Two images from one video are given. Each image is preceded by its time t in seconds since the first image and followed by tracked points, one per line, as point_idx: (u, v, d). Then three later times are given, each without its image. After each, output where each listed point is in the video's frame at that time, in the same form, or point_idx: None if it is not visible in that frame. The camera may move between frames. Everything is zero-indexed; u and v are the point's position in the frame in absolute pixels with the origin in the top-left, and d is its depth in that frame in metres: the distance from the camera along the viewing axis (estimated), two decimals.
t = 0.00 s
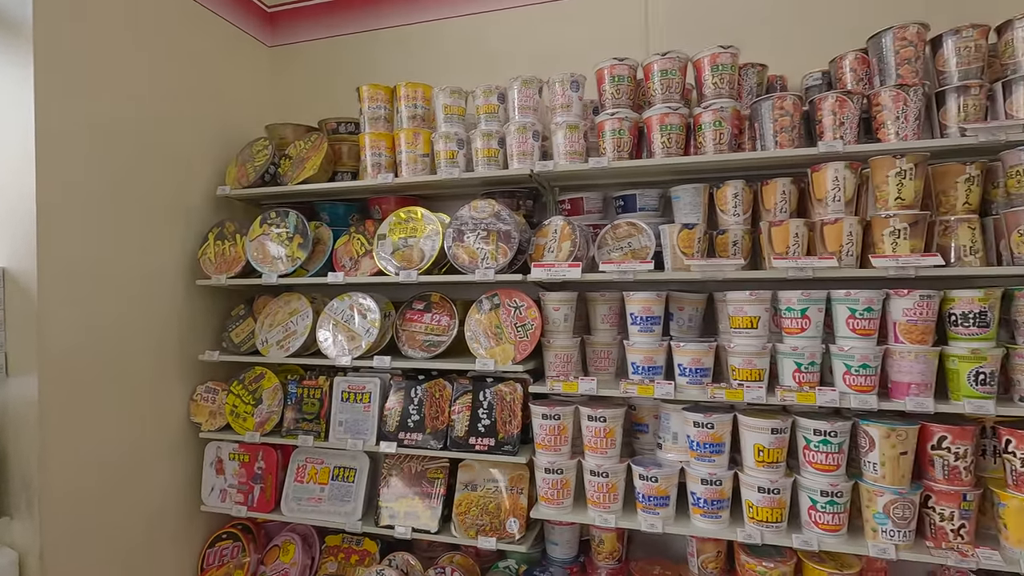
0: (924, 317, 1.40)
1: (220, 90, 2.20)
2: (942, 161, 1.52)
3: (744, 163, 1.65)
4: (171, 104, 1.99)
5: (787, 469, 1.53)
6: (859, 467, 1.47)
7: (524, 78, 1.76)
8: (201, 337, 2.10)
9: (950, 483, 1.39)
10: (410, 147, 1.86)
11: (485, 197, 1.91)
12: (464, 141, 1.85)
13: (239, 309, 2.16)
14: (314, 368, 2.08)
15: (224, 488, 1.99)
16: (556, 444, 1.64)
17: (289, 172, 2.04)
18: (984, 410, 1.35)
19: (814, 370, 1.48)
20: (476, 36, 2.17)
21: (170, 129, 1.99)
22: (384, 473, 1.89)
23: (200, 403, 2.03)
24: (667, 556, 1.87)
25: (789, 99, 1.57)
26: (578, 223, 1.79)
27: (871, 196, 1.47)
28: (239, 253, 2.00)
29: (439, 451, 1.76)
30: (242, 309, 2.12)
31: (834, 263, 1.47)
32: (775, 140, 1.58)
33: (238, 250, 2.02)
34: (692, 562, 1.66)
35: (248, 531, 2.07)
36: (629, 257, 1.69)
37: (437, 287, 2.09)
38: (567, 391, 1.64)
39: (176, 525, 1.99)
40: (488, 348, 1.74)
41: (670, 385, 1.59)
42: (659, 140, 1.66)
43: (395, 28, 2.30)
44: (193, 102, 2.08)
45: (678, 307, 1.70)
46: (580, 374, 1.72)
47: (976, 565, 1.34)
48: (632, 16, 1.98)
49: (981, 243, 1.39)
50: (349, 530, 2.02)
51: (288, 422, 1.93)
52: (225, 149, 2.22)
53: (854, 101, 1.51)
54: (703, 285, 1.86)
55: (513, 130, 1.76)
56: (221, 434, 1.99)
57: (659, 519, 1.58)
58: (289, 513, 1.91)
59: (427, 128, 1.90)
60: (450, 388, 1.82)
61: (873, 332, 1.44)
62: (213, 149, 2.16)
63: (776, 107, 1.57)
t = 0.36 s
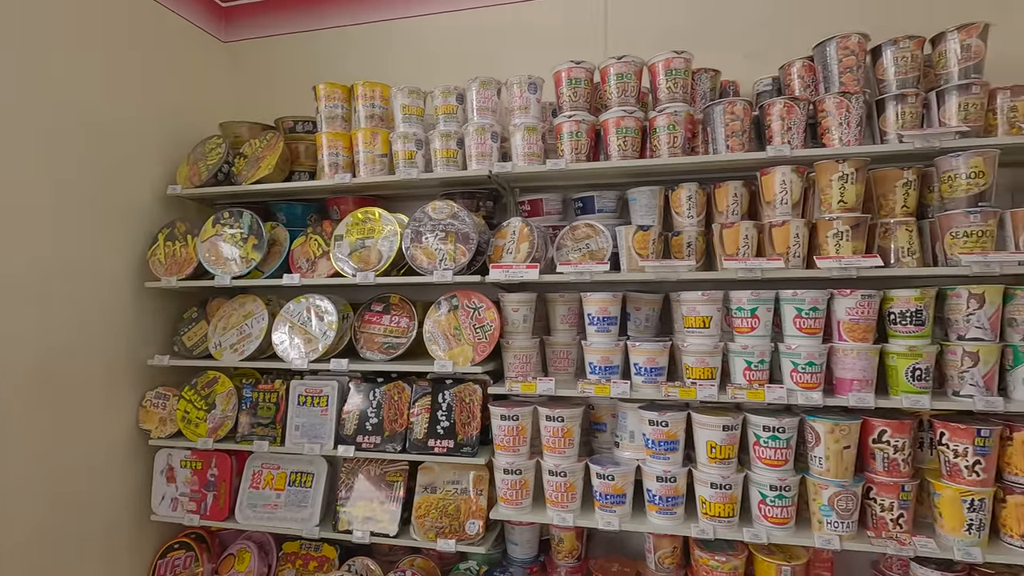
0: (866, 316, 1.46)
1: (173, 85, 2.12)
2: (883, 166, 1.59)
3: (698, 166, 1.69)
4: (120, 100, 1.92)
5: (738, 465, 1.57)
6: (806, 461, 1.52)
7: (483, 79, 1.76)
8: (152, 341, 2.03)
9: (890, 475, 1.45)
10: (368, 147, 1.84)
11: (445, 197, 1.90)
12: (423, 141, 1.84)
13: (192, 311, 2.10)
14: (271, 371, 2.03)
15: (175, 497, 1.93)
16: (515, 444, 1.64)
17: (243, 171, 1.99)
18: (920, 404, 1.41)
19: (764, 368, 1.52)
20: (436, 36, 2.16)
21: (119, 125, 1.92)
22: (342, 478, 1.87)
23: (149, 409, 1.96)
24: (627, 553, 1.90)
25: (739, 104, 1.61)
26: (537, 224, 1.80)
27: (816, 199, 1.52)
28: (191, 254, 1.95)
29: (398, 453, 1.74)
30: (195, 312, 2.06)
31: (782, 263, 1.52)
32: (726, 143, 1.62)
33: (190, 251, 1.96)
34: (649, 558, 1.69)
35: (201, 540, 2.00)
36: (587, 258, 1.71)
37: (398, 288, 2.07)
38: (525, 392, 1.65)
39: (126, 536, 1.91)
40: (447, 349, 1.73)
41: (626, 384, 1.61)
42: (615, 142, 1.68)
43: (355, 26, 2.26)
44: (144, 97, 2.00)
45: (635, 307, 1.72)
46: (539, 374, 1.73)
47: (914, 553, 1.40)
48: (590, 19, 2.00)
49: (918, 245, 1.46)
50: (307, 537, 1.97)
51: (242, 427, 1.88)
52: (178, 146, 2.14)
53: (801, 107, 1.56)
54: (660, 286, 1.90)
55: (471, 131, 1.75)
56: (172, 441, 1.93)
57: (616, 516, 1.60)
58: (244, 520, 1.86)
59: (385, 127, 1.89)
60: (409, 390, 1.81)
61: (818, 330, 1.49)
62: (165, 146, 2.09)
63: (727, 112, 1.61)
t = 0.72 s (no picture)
0: (812, 315, 1.50)
1: (124, 80, 2.05)
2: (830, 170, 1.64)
3: (654, 168, 1.72)
4: (66, 94, 1.85)
5: (693, 461, 1.60)
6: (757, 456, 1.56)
7: (442, 80, 1.76)
8: (101, 345, 1.96)
9: (836, 468, 1.50)
10: (325, 146, 1.81)
11: (405, 198, 1.89)
12: (382, 141, 1.82)
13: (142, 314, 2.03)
14: (226, 376, 1.98)
15: (124, 506, 1.86)
16: (475, 445, 1.64)
17: (196, 169, 1.94)
18: (863, 399, 1.47)
19: (717, 367, 1.56)
20: (397, 35, 2.14)
21: (64, 121, 1.84)
22: (299, 483, 1.83)
23: (95, 416, 1.89)
24: (589, 550, 1.92)
25: (693, 108, 1.64)
26: (498, 224, 1.80)
27: (766, 202, 1.57)
28: (140, 256, 1.89)
29: (356, 457, 1.72)
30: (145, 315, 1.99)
31: (733, 264, 1.56)
32: (681, 146, 1.65)
33: (138, 253, 1.90)
34: (609, 556, 1.71)
35: (151, 551, 1.91)
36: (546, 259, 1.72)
37: (359, 290, 2.04)
38: (484, 393, 1.65)
39: (74, 549, 1.84)
40: (407, 351, 1.72)
41: (584, 384, 1.63)
42: (574, 144, 1.70)
43: (313, 23, 2.22)
44: (92, 92, 1.93)
45: (594, 308, 1.74)
46: (499, 375, 1.73)
47: (858, 542, 1.46)
48: (550, 22, 2.01)
49: (861, 246, 1.51)
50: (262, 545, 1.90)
51: (195, 433, 1.83)
52: (128, 143, 2.07)
53: (752, 112, 1.61)
54: (620, 287, 1.92)
55: (430, 131, 1.75)
56: (121, 449, 1.87)
57: (575, 515, 1.61)
58: (197, 529, 1.81)
59: (343, 127, 1.86)
60: (368, 393, 1.79)
61: (768, 329, 1.53)
62: (114, 143, 2.01)
63: (681, 116, 1.64)
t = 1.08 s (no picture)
0: (765, 313, 1.54)
1: (70, 73, 1.97)
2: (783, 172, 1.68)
3: (613, 169, 1.73)
4: (6, 86, 1.76)
5: (651, 458, 1.62)
6: (712, 452, 1.59)
7: (401, 78, 1.74)
8: (45, 349, 1.88)
9: (787, 461, 1.55)
10: (282, 144, 1.78)
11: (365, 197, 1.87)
12: (340, 139, 1.79)
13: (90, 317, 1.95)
14: (179, 379, 1.93)
15: (70, 517, 1.79)
16: (436, 446, 1.63)
17: (147, 166, 1.87)
18: (812, 394, 1.51)
19: (674, 364, 1.58)
20: (357, 31, 2.11)
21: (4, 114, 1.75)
22: (256, 488, 1.79)
23: (38, 423, 1.81)
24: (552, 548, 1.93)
25: (650, 110, 1.66)
26: (459, 224, 1.79)
27: (721, 202, 1.60)
28: (87, 256, 1.82)
29: (314, 460, 1.69)
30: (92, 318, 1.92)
31: (689, 264, 1.59)
32: (638, 147, 1.67)
33: (84, 252, 1.84)
34: (570, 553, 1.72)
35: (101, 560, 1.84)
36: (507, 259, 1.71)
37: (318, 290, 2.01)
38: (445, 393, 1.64)
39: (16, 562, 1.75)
40: (366, 352, 1.70)
41: (545, 383, 1.64)
42: (534, 144, 1.70)
43: (271, 17, 2.17)
44: (35, 85, 1.84)
45: (555, 307, 1.75)
46: (461, 375, 1.72)
47: (809, 533, 1.50)
48: (511, 22, 2.01)
49: (810, 245, 1.56)
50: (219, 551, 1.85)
51: (146, 439, 1.77)
52: (75, 139, 1.99)
53: (707, 114, 1.64)
54: (582, 286, 1.93)
55: (389, 130, 1.73)
56: (67, 457, 1.79)
57: (536, 513, 1.62)
58: (148, 538, 1.75)
59: (301, 124, 1.83)
60: (327, 395, 1.77)
61: (723, 327, 1.57)
62: (59, 138, 1.93)
63: (639, 117, 1.66)
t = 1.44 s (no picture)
0: (724, 310, 1.57)
1: (19, 65, 1.89)
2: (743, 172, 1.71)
3: (577, 168, 1.74)
4: None
5: (615, 455, 1.64)
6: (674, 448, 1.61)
7: (364, 75, 1.72)
8: None
9: (747, 456, 1.58)
10: (241, 141, 1.74)
11: (329, 196, 1.85)
12: (302, 137, 1.76)
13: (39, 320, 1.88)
14: (135, 384, 1.87)
15: (18, 527, 1.72)
16: (400, 447, 1.62)
17: (99, 163, 1.81)
18: (769, 390, 1.55)
19: (636, 362, 1.60)
20: (320, 27, 2.07)
21: None
22: (216, 493, 1.75)
23: None
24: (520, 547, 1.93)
25: (613, 110, 1.68)
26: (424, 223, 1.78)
27: (682, 202, 1.62)
28: (35, 256, 1.75)
29: (276, 463, 1.66)
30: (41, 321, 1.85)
31: (651, 263, 1.60)
32: (602, 146, 1.68)
33: (32, 252, 1.77)
34: (537, 551, 1.72)
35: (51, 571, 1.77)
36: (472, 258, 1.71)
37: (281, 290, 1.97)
38: (409, 394, 1.62)
39: None
40: (329, 353, 1.67)
41: (509, 382, 1.64)
42: (498, 143, 1.70)
43: (231, 11, 2.12)
44: None
45: (520, 306, 1.75)
46: (426, 376, 1.71)
47: (767, 526, 1.54)
48: (476, 20, 2.01)
49: (769, 244, 1.59)
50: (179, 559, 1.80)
51: (100, 446, 1.72)
52: (23, 134, 1.91)
53: (669, 115, 1.66)
54: (548, 286, 1.94)
55: (352, 128, 1.70)
56: (15, 465, 1.72)
57: (501, 513, 1.62)
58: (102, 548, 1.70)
59: (261, 121, 1.79)
60: (290, 397, 1.74)
61: (684, 325, 1.59)
62: (7, 133, 1.85)
63: (602, 116, 1.67)
